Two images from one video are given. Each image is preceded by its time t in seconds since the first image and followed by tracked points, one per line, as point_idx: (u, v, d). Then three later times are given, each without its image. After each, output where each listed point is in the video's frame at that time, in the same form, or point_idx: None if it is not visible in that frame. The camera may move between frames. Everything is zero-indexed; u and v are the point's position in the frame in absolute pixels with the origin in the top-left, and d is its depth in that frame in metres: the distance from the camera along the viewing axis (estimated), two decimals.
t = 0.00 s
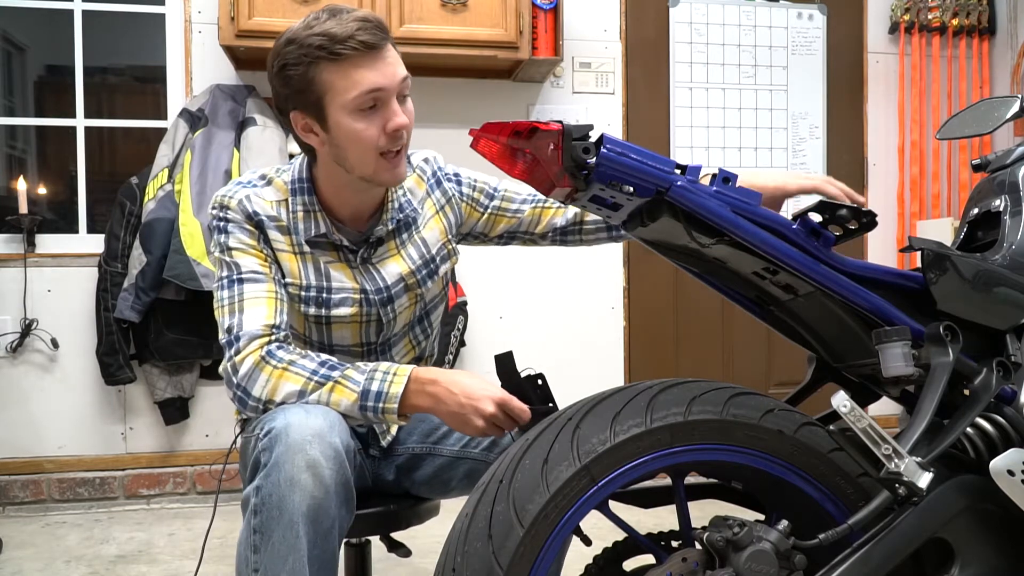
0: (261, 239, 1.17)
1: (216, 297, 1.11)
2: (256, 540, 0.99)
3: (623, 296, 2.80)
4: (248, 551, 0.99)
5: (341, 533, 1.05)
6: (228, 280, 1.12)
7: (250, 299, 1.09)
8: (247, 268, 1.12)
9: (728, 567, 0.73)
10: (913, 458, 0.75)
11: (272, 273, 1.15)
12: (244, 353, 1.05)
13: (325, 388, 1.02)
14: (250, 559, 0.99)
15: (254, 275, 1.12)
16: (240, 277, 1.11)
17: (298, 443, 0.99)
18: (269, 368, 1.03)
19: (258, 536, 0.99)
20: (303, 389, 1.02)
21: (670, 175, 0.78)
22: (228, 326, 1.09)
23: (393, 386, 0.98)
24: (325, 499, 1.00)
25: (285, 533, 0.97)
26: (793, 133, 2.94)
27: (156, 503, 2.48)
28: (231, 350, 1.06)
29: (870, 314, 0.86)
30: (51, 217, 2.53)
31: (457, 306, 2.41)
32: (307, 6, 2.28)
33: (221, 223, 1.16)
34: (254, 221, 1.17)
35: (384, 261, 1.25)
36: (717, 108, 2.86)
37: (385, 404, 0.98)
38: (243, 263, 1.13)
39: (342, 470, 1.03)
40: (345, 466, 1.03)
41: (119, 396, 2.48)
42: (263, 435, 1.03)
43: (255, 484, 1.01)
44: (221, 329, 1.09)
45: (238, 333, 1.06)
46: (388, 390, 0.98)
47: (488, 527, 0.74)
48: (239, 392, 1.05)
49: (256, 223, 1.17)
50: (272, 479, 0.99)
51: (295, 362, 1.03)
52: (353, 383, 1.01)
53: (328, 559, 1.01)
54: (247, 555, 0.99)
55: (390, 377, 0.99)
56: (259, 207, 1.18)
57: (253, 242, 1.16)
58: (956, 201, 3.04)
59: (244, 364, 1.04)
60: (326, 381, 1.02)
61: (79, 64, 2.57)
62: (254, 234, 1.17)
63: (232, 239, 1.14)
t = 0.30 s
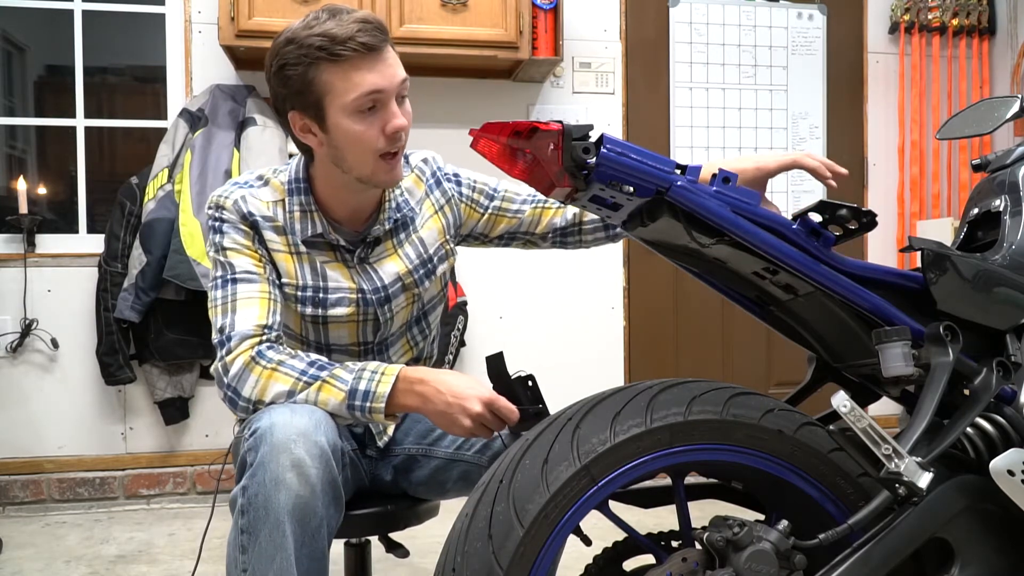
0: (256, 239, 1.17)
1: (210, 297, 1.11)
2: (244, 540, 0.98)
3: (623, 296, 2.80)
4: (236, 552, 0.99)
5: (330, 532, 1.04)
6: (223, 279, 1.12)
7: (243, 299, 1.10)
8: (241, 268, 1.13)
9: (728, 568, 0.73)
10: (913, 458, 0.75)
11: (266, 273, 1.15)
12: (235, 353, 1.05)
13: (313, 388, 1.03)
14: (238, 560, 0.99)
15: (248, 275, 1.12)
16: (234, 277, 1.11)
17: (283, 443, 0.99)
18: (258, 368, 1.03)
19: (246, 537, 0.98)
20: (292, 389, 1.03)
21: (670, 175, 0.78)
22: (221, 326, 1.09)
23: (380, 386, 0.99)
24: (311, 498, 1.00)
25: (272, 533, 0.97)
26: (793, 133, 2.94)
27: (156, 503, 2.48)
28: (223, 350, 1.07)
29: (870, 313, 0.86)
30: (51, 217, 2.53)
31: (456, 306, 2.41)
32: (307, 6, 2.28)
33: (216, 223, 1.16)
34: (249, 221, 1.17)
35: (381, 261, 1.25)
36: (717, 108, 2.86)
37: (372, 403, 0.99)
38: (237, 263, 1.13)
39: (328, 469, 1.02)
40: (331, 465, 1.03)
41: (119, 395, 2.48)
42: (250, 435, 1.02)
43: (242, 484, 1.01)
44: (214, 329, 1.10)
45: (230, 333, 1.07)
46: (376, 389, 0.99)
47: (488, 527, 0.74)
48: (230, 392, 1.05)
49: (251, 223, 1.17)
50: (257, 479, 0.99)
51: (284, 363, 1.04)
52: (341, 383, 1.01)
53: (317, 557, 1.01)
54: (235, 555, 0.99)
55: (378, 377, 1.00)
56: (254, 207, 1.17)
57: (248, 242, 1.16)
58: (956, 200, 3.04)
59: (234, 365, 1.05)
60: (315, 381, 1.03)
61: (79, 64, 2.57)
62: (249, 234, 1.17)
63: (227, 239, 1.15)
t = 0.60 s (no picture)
0: (250, 241, 1.17)
1: (206, 298, 1.12)
2: (238, 540, 0.98)
3: (623, 296, 2.80)
4: (231, 552, 0.99)
5: (324, 532, 1.04)
6: (218, 280, 1.12)
7: (238, 300, 1.10)
8: (237, 269, 1.13)
9: (728, 567, 0.73)
10: (914, 458, 0.75)
11: (261, 275, 1.15)
12: (231, 353, 1.05)
13: (307, 387, 1.03)
14: (233, 560, 0.98)
15: (243, 276, 1.12)
16: (229, 278, 1.12)
17: (275, 442, 0.99)
18: (253, 369, 1.04)
19: (240, 537, 0.98)
20: (286, 389, 1.03)
21: (670, 175, 0.78)
22: (216, 327, 1.09)
23: (374, 384, 0.99)
24: (305, 497, 1.00)
25: (265, 532, 0.97)
26: (793, 133, 2.93)
27: (156, 503, 2.48)
28: (218, 350, 1.07)
29: (870, 313, 0.86)
30: (51, 217, 2.53)
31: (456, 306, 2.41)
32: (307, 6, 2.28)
33: (210, 224, 1.16)
34: (242, 222, 1.17)
35: (374, 267, 1.26)
36: (717, 108, 2.86)
37: (366, 401, 0.99)
38: (232, 264, 1.13)
39: (322, 468, 1.02)
40: (324, 464, 1.03)
41: (119, 395, 2.48)
42: (243, 435, 1.03)
43: (235, 484, 1.01)
44: (210, 330, 1.10)
45: (225, 333, 1.07)
46: (369, 388, 0.99)
47: (488, 527, 0.74)
48: (225, 393, 1.06)
49: (244, 225, 1.17)
50: (250, 479, 0.99)
51: (278, 363, 1.04)
52: (335, 381, 1.02)
53: (311, 557, 1.01)
54: (230, 554, 0.99)
55: (372, 375, 1.00)
56: (248, 209, 1.17)
57: (242, 244, 1.16)
58: (956, 200, 3.04)
59: (229, 365, 1.05)
60: (309, 380, 1.03)
61: (79, 64, 2.57)
62: (243, 236, 1.17)
63: (222, 241, 1.15)
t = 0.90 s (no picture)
0: (249, 240, 1.17)
1: (201, 295, 1.12)
2: (225, 540, 0.96)
3: (623, 297, 2.80)
4: (219, 553, 0.97)
5: (312, 532, 1.03)
6: (214, 278, 1.13)
7: (232, 299, 1.10)
8: (233, 268, 1.13)
9: (728, 567, 0.73)
10: (913, 458, 0.75)
11: (258, 275, 1.15)
12: (220, 354, 1.07)
13: (295, 387, 1.05)
14: (220, 561, 0.96)
15: (239, 276, 1.13)
16: (225, 276, 1.12)
17: (260, 442, 0.98)
18: (241, 369, 1.05)
19: (227, 537, 0.96)
20: (274, 389, 1.04)
21: (670, 175, 0.78)
22: (209, 326, 1.10)
23: (361, 382, 1.02)
24: (291, 496, 0.98)
25: (251, 531, 0.95)
26: (793, 133, 2.93)
27: (156, 503, 2.48)
28: (208, 350, 1.09)
29: (870, 313, 0.86)
30: (51, 217, 2.53)
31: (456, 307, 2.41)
32: (307, 6, 2.28)
33: (211, 221, 1.16)
34: (243, 222, 1.17)
35: (372, 275, 1.26)
36: (717, 108, 2.86)
37: (353, 400, 1.02)
38: (229, 263, 1.13)
39: (308, 467, 1.01)
40: (310, 463, 1.01)
41: (120, 396, 2.48)
42: (229, 436, 1.02)
43: (221, 485, 1.00)
44: (203, 328, 1.11)
45: (217, 332, 1.08)
46: (357, 386, 1.02)
47: (488, 527, 0.74)
48: (214, 393, 1.07)
49: (245, 224, 1.17)
50: (235, 479, 0.97)
51: (267, 363, 1.06)
52: (322, 380, 1.04)
53: (299, 557, 0.99)
54: (217, 556, 0.97)
55: (360, 373, 1.03)
56: (250, 208, 1.18)
57: (241, 243, 1.16)
58: (956, 201, 3.03)
59: (217, 365, 1.06)
60: (296, 380, 1.05)
61: (79, 64, 2.57)
62: (242, 235, 1.17)
63: (221, 238, 1.15)
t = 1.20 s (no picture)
0: (254, 240, 1.17)
1: (206, 294, 1.13)
2: (228, 540, 0.96)
3: (623, 297, 2.80)
4: (221, 553, 0.97)
5: (314, 532, 1.03)
6: (219, 277, 1.13)
7: (236, 299, 1.10)
8: (238, 267, 1.13)
9: (728, 567, 0.73)
10: (913, 458, 0.75)
11: (262, 274, 1.15)
12: (224, 352, 1.06)
13: (299, 386, 1.05)
14: (223, 560, 0.96)
15: (244, 274, 1.13)
16: (231, 275, 1.12)
17: (261, 441, 0.98)
18: (245, 368, 1.05)
19: (229, 537, 0.96)
20: (278, 388, 1.05)
21: (670, 175, 0.78)
22: (213, 325, 1.10)
23: (365, 383, 1.02)
24: (293, 496, 0.98)
25: (254, 531, 0.95)
26: (793, 133, 2.93)
27: (156, 503, 2.48)
28: (213, 349, 1.08)
29: (870, 313, 0.86)
30: (51, 217, 2.53)
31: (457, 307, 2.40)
32: (307, 6, 2.28)
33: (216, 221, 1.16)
34: (248, 221, 1.16)
35: (378, 275, 1.26)
36: (717, 108, 2.86)
37: (357, 401, 1.02)
38: (234, 262, 1.13)
39: (310, 467, 1.01)
40: (312, 463, 1.01)
41: (119, 396, 2.48)
42: (231, 436, 1.02)
43: (224, 485, 1.00)
44: (208, 327, 1.11)
45: (221, 331, 1.08)
46: (361, 387, 1.02)
47: (488, 527, 0.74)
48: (218, 391, 1.07)
49: (250, 224, 1.17)
50: (238, 479, 0.97)
51: (271, 362, 1.05)
52: (326, 380, 1.04)
53: (301, 557, 0.99)
54: (220, 556, 0.97)
55: (363, 374, 1.03)
56: (255, 208, 1.18)
57: (246, 242, 1.16)
58: (956, 200, 3.03)
59: (222, 364, 1.06)
60: (300, 379, 1.05)
61: (79, 64, 2.57)
62: (247, 235, 1.16)
63: (226, 238, 1.15)
